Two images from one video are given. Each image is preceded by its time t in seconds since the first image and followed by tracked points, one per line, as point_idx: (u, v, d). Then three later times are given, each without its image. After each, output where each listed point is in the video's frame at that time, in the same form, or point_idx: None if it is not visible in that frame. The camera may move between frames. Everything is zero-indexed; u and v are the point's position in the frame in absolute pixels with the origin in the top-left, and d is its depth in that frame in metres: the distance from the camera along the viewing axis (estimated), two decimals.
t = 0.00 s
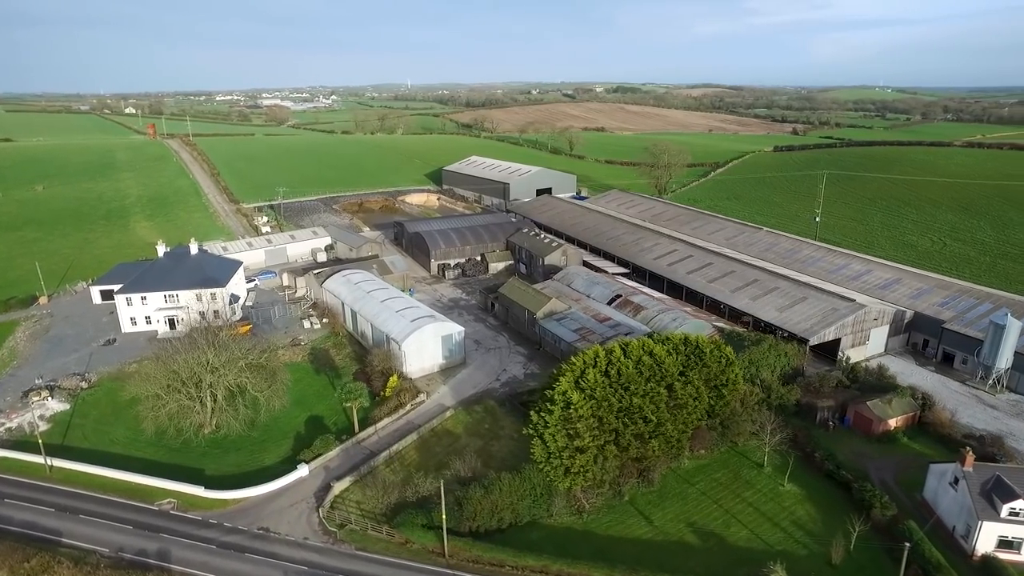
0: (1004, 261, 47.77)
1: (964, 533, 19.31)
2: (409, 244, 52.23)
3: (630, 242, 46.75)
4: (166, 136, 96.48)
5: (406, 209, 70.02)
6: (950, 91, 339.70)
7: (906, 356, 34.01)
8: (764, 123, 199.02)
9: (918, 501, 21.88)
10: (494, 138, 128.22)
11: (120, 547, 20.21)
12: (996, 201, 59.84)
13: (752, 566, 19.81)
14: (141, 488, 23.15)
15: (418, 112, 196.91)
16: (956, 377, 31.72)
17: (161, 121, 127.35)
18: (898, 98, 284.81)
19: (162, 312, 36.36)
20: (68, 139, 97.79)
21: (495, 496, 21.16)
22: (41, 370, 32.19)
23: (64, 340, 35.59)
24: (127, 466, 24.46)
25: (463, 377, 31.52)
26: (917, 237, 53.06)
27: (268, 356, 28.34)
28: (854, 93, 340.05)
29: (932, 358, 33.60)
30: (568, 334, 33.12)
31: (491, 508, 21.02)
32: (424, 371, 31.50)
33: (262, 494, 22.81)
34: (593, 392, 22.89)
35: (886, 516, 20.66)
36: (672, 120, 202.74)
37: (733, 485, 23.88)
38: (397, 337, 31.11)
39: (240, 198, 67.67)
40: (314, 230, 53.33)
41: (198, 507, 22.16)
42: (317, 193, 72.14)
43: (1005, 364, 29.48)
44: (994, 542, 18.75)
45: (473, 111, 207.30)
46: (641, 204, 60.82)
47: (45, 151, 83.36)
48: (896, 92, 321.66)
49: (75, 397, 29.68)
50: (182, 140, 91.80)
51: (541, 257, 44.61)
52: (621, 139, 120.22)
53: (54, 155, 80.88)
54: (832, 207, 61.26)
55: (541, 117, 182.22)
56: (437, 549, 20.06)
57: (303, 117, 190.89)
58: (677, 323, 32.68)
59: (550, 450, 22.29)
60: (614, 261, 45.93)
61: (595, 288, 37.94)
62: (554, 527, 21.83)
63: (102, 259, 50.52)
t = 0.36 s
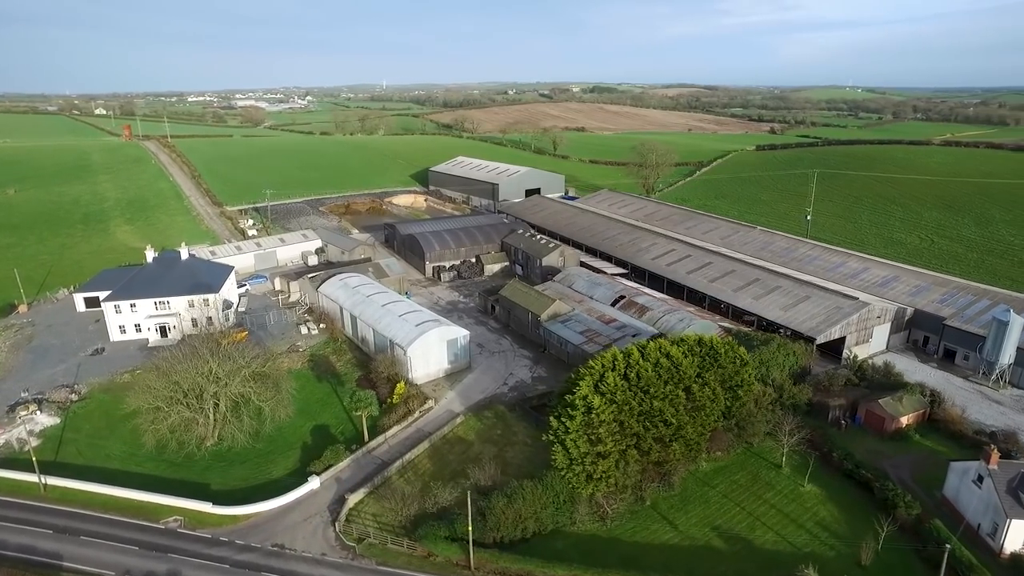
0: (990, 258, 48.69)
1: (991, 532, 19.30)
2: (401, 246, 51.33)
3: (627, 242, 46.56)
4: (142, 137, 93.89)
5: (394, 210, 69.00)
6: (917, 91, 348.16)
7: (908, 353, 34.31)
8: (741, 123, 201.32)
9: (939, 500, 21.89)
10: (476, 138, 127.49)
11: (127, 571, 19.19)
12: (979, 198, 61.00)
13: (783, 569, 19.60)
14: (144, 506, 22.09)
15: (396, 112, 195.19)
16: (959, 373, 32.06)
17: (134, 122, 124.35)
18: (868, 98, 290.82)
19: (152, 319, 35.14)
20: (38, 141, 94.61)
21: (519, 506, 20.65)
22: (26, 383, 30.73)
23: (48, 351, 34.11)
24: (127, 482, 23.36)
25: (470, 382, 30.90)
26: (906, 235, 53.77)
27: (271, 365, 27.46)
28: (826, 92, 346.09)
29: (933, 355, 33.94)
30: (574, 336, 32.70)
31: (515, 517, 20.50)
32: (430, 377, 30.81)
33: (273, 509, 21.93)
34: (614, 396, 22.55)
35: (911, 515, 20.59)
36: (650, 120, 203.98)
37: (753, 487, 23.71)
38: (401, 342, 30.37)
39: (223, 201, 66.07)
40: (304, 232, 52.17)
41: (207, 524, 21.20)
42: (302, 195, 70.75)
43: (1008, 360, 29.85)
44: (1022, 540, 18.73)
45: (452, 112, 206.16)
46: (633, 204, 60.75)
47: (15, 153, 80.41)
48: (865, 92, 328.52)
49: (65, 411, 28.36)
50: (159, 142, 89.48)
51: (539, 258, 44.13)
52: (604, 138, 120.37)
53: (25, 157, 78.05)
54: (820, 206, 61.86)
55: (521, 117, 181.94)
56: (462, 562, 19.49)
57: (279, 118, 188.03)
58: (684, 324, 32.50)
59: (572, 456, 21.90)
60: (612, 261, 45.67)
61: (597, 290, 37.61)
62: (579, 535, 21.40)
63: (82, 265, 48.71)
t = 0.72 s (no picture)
0: (981, 255, 49.48)
1: None
2: (396, 248, 50.42)
3: (627, 243, 46.32)
4: (118, 139, 91.31)
5: (384, 212, 67.98)
6: (887, 92, 356.16)
7: (913, 350, 34.56)
8: (719, 123, 203.34)
9: (966, 499, 21.91)
10: (460, 138, 126.63)
11: None
12: (964, 196, 62.07)
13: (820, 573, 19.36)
14: (155, 525, 21.03)
15: (376, 113, 193.30)
16: (966, 369, 32.33)
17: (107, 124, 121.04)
18: (840, 98, 296.57)
19: (147, 327, 33.92)
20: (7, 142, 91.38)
21: (551, 515, 20.12)
22: (16, 396, 29.28)
23: (36, 362, 32.62)
24: (134, 500, 22.22)
25: (482, 387, 30.25)
26: (897, 233, 54.50)
27: (282, 374, 26.47)
28: (799, 92, 351.81)
29: (939, 352, 34.23)
30: (585, 339, 32.26)
31: (548, 527, 19.97)
32: (441, 382, 30.09)
33: (293, 524, 21.05)
34: (642, 400, 22.21)
35: (943, 515, 20.51)
36: (630, 120, 204.95)
37: (779, 488, 23.50)
38: (412, 347, 29.59)
39: (208, 204, 64.41)
40: (296, 235, 50.97)
41: (224, 543, 20.23)
42: (289, 197, 69.31)
43: (1016, 355, 30.08)
44: None
45: (432, 112, 204.68)
46: (626, 204, 60.63)
47: None
48: (837, 92, 335.00)
49: (60, 425, 27.04)
50: (137, 143, 87.05)
51: (540, 259, 43.60)
52: (588, 138, 120.47)
53: None
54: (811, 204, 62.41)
55: (502, 117, 181.48)
56: None
57: (256, 119, 185.01)
58: (696, 325, 32.26)
59: (602, 463, 21.50)
60: (613, 262, 45.35)
61: (603, 291, 37.22)
62: (611, 544, 20.95)
63: (65, 272, 46.93)
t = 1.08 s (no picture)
0: (980, 253, 49.87)
1: None
2: (398, 250, 49.69)
3: (632, 243, 46.05)
4: (104, 140, 89.56)
5: (380, 213, 67.16)
6: (867, 92, 361.18)
7: (925, 349, 34.65)
8: (705, 122, 204.47)
9: (997, 499, 21.82)
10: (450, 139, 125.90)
11: None
12: (959, 194, 62.66)
13: None
14: (172, 541, 20.18)
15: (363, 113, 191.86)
16: (978, 368, 32.47)
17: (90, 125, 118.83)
18: (822, 98, 300.06)
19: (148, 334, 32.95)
20: None
21: (586, 524, 19.74)
22: (14, 407, 28.19)
23: (33, 371, 31.49)
24: (148, 516, 21.32)
25: (498, 392, 29.76)
26: (896, 232, 54.85)
27: (296, 381, 25.64)
28: (782, 92, 355.28)
29: (950, 350, 34.36)
30: (600, 341, 31.87)
31: (583, 537, 19.59)
32: (456, 387, 29.50)
33: (317, 538, 20.34)
34: (673, 404, 21.93)
35: (979, 516, 20.38)
36: (618, 120, 205.40)
37: (809, 491, 23.24)
38: (427, 351, 28.97)
39: (200, 206, 63.13)
40: (295, 237, 50.03)
41: (247, 560, 19.47)
42: (283, 199, 68.18)
43: None
44: None
45: (419, 112, 203.65)
46: (626, 204, 60.42)
47: None
48: (819, 92, 338.98)
49: (63, 437, 26.04)
50: (123, 144, 85.27)
51: (547, 260, 43.15)
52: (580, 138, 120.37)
53: None
54: (808, 204, 62.63)
55: (490, 117, 181.02)
56: None
57: (240, 120, 182.74)
58: (711, 326, 32.04)
59: (634, 469, 21.16)
60: (618, 262, 45.04)
61: (614, 292, 36.90)
62: (646, 552, 20.59)
63: (57, 278, 45.64)
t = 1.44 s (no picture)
0: (979, 251, 50.31)
1: None
2: (400, 253, 48.83)
3: (639, 244, 45.75)
4: (88, 141, 87.42)
5: (376, 215, 66.20)
6: (846, 92, 366.40)
7: (938, 348, 34.74)
8: (691, 122, 205.59)
9: None
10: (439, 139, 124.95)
11: None
12: (953, 193, 63.33)
13: None
14: (195, 561, 19.24)
15: (348, 113, 189.88)
16: (992, 367, 32.59)
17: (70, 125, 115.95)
18: (803, 99, 303.75)
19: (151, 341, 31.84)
20: None
21: (627, 535, 19.32)
22: (14, 420, 26.96)
23: (31, 382, 30.21)
24: (166, 534, 20.36)
25: (517, 397, 29.23)
26: (895, 231, 55.21)
27: (315, 391, 24.95)
28: (764, 92, 358.89)
29: (962, 349, 34.47)
30: (618, 345, 31.47)
31: (624, 548, 19.18)
32: (475, 394, 28.87)
33: (347, 554, 19.58)
34: (709, 409, 21.59)
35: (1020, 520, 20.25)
36: (604, 120, 205.81)
37: (842, 495, 22.95)
38: (445, 357, 28.29)
39: (192, 208, 61.68)
40: (294, 240, 48.99)
41: None
42: (277, 200, 66.91)
43: None
44: None
45: (405, 113, 201.86)
46: (627, 204, 60.16)
47: None
48: (800, 92, 343.05)
49: (69, 452, 24.93)
50: (107, 146, 83.25)
51: (554, 262, 42.66)
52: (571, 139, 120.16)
53: None
54: (806, 203, 62.88)
55: (477, 118, 180.37)
56: None
57: (223, 121, 179.92)
58: (729, 327, 31.79)
59: (672, 476, 20.79)
60: (626, 263, 44.68)
61: (627, 294, 36.54)
62: (687, 561, 20.18)
63: (48, 284, 44.16)
